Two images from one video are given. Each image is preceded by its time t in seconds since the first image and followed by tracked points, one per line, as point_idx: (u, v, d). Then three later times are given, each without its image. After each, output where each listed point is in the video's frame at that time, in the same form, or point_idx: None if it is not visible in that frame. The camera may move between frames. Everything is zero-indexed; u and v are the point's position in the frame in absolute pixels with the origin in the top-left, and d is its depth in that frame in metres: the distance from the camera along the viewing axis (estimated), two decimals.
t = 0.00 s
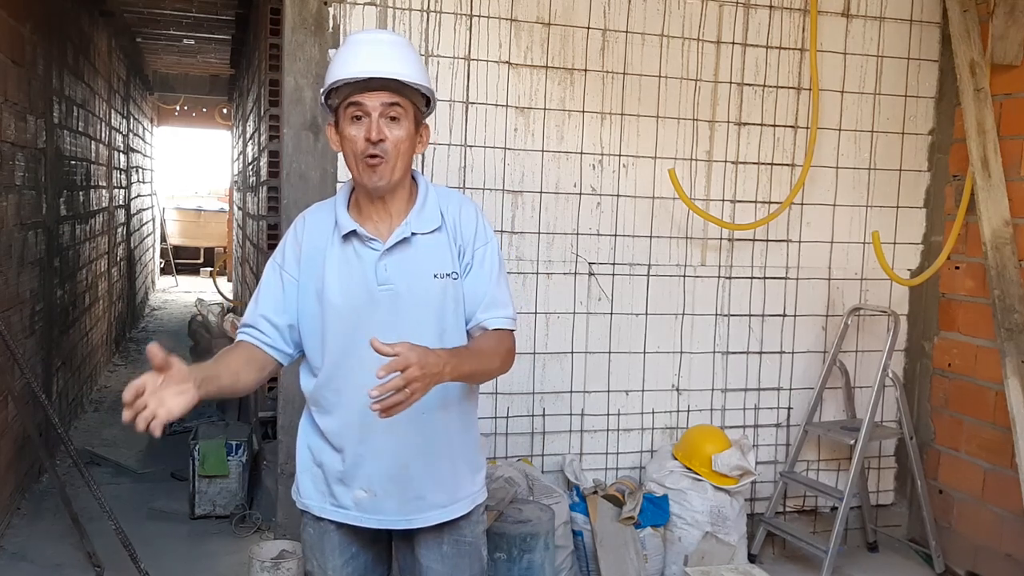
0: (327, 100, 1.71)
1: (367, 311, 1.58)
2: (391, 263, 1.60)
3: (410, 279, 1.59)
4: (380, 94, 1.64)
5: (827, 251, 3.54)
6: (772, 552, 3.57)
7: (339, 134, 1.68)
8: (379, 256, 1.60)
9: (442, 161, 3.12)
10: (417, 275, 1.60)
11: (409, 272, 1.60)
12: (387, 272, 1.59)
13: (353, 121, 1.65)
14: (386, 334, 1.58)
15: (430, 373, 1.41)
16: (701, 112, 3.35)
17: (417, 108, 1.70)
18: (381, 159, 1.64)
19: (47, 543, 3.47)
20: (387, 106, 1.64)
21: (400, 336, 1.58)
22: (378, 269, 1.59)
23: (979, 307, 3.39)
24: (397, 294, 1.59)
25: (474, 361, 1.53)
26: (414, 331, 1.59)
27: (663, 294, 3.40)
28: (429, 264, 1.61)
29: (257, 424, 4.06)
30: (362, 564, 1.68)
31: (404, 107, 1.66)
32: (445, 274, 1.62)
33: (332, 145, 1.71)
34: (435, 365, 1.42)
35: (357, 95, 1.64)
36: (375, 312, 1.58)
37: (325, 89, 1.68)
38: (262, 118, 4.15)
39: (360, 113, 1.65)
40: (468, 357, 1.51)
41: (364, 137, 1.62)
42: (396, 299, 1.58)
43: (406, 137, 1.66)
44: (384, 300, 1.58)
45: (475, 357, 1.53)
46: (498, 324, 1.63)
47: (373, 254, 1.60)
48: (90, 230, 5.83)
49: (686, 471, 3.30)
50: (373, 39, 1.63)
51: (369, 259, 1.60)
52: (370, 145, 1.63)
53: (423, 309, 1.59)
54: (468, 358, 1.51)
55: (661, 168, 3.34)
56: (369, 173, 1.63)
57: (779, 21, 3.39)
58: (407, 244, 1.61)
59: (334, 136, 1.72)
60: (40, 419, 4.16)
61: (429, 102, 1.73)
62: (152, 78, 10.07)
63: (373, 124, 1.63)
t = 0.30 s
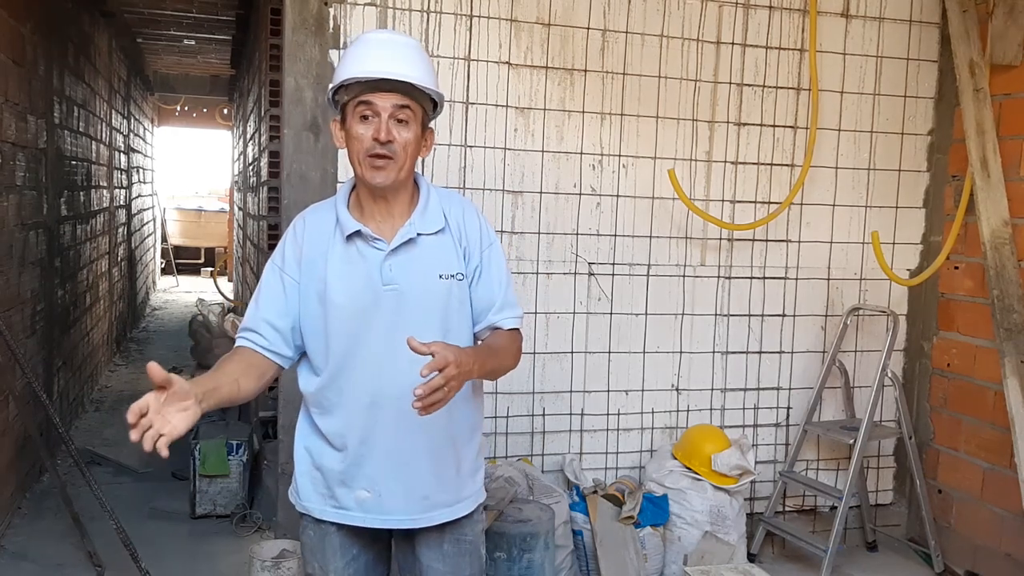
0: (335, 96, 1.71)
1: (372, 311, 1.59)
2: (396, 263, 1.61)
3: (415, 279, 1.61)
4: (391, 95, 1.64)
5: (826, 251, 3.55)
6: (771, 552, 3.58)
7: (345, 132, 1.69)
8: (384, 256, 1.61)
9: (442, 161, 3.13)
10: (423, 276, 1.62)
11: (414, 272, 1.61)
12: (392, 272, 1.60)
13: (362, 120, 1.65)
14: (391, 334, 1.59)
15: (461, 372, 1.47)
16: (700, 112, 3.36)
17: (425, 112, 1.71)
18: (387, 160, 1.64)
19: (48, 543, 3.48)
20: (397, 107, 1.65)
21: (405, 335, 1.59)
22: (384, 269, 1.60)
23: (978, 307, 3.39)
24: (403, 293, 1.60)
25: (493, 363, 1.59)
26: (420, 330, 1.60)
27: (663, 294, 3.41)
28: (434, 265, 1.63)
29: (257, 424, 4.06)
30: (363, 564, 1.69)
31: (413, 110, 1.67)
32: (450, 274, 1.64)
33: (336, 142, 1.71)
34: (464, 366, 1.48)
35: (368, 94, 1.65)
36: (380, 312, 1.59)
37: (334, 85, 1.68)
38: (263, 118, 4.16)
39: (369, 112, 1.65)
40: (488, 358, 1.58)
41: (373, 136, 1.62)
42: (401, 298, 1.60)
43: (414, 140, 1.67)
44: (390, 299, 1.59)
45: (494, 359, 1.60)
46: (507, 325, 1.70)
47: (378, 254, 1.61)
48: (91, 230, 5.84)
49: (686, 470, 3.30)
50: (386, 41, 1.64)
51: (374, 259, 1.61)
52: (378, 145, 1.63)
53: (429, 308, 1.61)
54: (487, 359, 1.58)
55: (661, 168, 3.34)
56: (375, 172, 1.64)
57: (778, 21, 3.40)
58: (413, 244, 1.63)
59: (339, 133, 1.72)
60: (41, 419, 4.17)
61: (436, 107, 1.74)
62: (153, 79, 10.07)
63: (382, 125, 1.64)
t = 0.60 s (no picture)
0: (334, 97, 1.71)
1: (374, 312, 1.58)
2: (398, 265, 1.61)
3: (417, 280, 1.61)
4: (388, 93, 1.64)
5: (826, 251, 3.54)
6: (772, 552, 3.58)
7: (344, 132, 1.68)
8: (386, 258, 1.61)
9: (442, 161, 3.13)
10: (424, 276, 1.61)
11: (416, 274, 1.61)
12: (394, 273, 1.60)
13: (360, 118, 1.65)
14: (393, 335, 1.58)
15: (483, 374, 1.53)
16: (701, 112, 3.36)
17: (424, 111, 1.71)
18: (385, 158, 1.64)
19: (47, 543, 3.48)
20: (395, 104, 1.65)
21: (406, 336, 1.59)
22: (385, 271, 1.60)
23: (979, 307, 3.39)
24: (404, 294, 1.59)
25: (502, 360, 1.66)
26: (421, 331, 1.60)
27: (663, 294, 3.40)
28: (435, 267, 1.63)
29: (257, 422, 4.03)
30: (362, 565, 1.69)
31: (411, 107, 1.67)
32: (451, 276, 1.64)
33: (336, 142, 1.71)
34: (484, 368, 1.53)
35: (365, 92, 1.65)
36: (382, 313, 1.58)
37: (333, 85, 1.68)
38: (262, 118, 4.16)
39: (368, 110, 1.65)
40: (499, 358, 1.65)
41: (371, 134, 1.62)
42: (403, 300, 1.59)
43: (412, 138, 1.66)
44: (391, 300, 1.59)
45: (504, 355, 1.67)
46: (509, 326, 1.72)
47: (380, 254, 1.61)
48: (90, 230, 5.84)
49: (686, 471, 3.30)
50: (383, 39, 1.64)
51: (376, 259, 1.61)
52: (376, 143, 1.63)
53: (430, 310, 1.60)
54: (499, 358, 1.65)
55: (661, 169, 3.34)
56: (373, 170, 1.63)
57: (779, 21, 3.39)
58: (414, 246, 1.63)
59: (339, 133, 1.72)
60: (41, 418, 4.17)
61: (435, 106, 1.74)
62: (153, 79, 10.07)
63: (380, 123, 1.63)
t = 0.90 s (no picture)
0: (326, 102, 1.72)
1: (371, 312, 1.58)
2: (395, 265, 1.61)
3: (414, 280, 1.61)
4: (376, 91, 1.64)
5: (826, 251, 3.54)
6: (772, 552, 3.58)
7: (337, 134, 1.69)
8: (384, 258, 1.61)
9: (442, 161, 3.13)
10: (421, 276, 1.62)
11: (413, 274, 1.62)
12: (391, 273, 1.60)
13: (350, 118, 1.65)
14: (391, 335, 1.58)
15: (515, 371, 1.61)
16: (701, 112, 3.36)
17: (415, 108, 1.70)
18: (376, 156, 1.63)
19: (47, 543, 3.48)
20: (384, 103, 1.64)
21: (405, 337, 1.59)
22: (383, 271, 1.60)
23: (979, 307, 3.39)
24: (402, 294, 1.60)
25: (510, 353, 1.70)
26: (419, 331, 1.60)
27: (663, 294, 3.40)
28: (433, 267, 1.63)
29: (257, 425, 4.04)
30: (361, 565, 1.69)
31: (400, 105, 1.66)
32: (449, 276, 1.64)
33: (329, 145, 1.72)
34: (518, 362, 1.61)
35: (353, 92, 1.65)
36: (379, 313, 1.58)
37: (323, 89, 1.69)
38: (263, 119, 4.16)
39: (357, 110, 1.65)
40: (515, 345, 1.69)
41: (359, 133, 1.62)
42: (400, 299, 1.59)
43: (402, 135, 1.65)
44: (388, 300, 1.59)
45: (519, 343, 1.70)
46: (515, 322, 1.72)
47: (378, 254, 1.61)
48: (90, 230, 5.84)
49: (686, 470, 3.30)
50: (368, 39, 1.65)
51: (373, 259, 1.61)
52: (365, 141, 1.62)
53: (427, 309, 1.60)
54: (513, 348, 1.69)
55: (661, 169, 3.34)
56: (364, 169, 1.63)
57: (779, 21, 3.39)
58: (412, 246, 1.63)
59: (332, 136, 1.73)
60: (41, 418, 4.17)
61: (428, 103, 1.73)
62: (153, 79, 10.07)
63: (369, 121, 1.63)
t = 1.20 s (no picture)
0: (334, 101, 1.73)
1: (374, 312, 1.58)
2: (399, 266, 1.62)
3: (417, 280, 1.62)
4: (380, 91, 1.64)
5: (826, 251, 3.54)
6: (772, 552, 3.57)
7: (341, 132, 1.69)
8: (387, 258, 1.61)
9: (442, 161, 3.13)
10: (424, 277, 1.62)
11: (416, 274, 1.62)
12: (395, 273, 1.61)
13: (354, 117, 1.65)
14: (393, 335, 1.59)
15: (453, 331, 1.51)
16: (701, 112, 3.36)
17: (420, 110, 1.69)
18: (377, 154, 1.63)
19: (48, 543, 3.48)
20: (387, 102, 1.64)
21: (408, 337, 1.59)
22: (386, 271, 1.61)
23: (979, 307, 3.39)
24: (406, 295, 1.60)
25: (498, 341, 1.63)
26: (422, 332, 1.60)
27: (663, 294, 3.40)
28: (435, 267, 1.64)
29: (257, 424, 4.05)
30: (361, 565, 1.69)
31: (404, 106, 1.66)
32: (451, 276, 1.65)
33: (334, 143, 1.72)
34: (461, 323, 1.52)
35: (359, 91, 1.65)
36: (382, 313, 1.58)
37: (331, 87, 1.70)
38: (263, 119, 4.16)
39: (361, 109, 1.65)
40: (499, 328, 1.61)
41: (361, 131, 1.62)
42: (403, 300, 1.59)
43: (404, 136, 1.65)
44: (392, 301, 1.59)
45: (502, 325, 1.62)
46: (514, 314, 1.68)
47: (381, 255, 1.62)
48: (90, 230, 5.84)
49: (686, 470, 3.30)
50: (375, 39, 1.65)
51: (376, 260, 1.61)
52: (367, 139, 1.62)
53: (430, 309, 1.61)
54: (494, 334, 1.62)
55: (661, 169, 3.34)
56: (364, 167, 1.63)
57: (779, 21, 3.39)
58: (415, 246, 1.63)
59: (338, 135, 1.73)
60: (41, 418, 4.17)
61: (434, 107, 1.73)
62: (152, 79, 10.07)
63: (372, 120, 1.63)
